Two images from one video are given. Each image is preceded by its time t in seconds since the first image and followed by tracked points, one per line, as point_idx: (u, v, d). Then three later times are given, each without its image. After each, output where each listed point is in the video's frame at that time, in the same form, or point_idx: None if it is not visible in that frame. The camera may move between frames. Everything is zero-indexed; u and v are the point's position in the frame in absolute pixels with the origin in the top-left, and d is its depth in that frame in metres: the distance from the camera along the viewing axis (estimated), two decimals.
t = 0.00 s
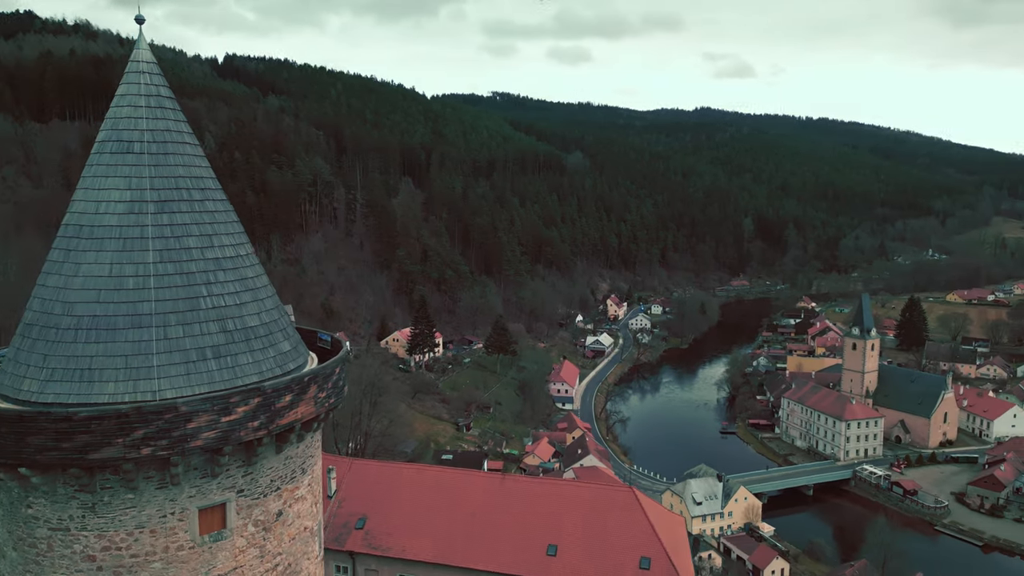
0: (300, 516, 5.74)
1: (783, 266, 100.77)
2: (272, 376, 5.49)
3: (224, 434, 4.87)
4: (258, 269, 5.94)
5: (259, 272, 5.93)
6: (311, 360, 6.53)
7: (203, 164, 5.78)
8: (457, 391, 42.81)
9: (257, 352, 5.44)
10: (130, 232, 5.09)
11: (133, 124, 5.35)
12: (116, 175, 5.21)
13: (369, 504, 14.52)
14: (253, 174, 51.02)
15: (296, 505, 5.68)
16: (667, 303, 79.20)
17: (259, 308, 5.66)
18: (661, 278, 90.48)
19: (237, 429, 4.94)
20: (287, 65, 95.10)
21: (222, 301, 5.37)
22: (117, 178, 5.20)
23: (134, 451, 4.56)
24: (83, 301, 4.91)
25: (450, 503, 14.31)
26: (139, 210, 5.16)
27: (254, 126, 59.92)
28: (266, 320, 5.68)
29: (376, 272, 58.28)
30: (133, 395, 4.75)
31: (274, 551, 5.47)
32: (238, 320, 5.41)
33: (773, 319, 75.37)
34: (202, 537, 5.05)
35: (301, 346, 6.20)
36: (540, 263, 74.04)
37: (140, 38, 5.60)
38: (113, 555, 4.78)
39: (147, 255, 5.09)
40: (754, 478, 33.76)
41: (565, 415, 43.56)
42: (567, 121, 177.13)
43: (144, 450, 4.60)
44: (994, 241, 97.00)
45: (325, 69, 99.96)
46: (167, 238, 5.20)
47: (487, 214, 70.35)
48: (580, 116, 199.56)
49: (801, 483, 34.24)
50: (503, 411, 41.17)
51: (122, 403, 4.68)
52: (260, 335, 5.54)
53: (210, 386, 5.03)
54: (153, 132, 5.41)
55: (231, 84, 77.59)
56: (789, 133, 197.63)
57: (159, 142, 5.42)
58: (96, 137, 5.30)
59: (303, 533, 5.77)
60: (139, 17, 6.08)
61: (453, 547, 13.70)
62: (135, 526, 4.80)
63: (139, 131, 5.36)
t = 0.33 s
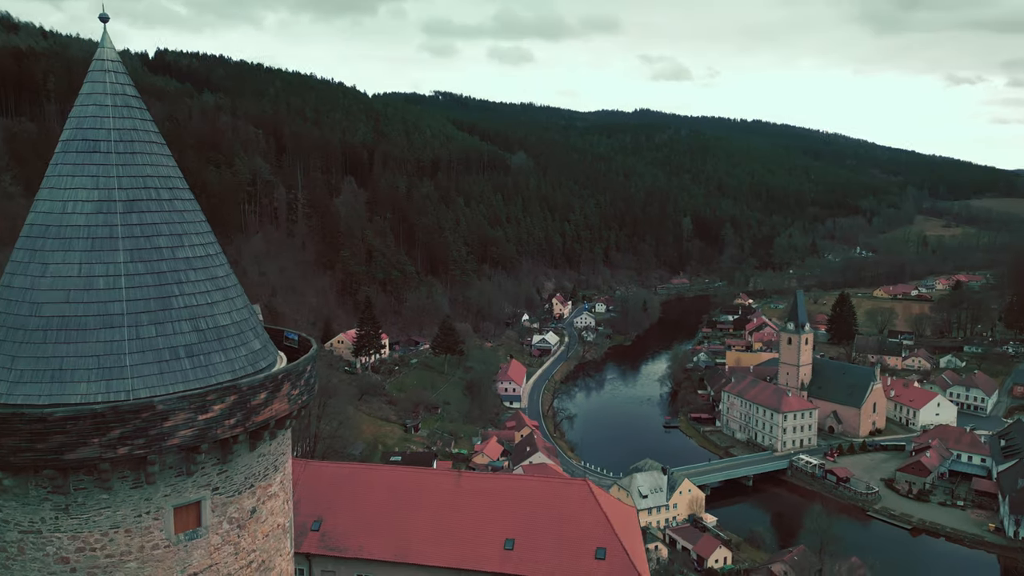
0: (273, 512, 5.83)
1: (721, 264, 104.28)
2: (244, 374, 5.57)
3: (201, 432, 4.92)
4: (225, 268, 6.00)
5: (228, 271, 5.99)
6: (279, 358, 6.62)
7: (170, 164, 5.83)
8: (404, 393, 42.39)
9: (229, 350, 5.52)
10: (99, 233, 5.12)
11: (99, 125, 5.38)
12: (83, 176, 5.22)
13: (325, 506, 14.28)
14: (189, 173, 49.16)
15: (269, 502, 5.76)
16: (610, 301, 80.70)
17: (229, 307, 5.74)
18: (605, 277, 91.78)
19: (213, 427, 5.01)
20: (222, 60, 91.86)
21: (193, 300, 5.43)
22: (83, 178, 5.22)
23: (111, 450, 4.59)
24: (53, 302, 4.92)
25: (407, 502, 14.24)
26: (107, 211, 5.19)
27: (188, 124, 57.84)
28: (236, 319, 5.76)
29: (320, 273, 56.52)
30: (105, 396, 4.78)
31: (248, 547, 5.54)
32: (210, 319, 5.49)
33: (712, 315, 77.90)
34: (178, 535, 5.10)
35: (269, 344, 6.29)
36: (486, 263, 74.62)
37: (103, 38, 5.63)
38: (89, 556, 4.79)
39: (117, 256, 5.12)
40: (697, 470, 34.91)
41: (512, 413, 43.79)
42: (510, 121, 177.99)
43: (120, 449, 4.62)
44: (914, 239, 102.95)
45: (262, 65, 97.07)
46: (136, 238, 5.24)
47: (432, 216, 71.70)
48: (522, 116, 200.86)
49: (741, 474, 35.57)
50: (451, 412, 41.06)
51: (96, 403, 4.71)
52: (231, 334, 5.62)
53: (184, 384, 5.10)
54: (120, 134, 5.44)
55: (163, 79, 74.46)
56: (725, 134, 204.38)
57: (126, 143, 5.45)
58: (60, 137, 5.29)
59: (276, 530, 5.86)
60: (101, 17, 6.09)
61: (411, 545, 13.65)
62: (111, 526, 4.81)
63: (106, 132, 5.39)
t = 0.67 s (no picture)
0: (249, 509, 5.75)
1: (666, 262, 106.82)
2: (221, 373, 5.49)
3: (181, 430, 4.85)
4: (199, 268, 5.90)
5: (201, 271, 5.89)
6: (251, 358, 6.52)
7: (142, 164, 5.69)
8: (354, 395, 41.73)
9: (205, 350, 5.43)
10: (73, 233, 4.97)
11: (70, 124, 5.22)
12: (55, 176, 5.06)
13: (283, 508, 14.08)
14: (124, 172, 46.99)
15: (245, 500, 5.68)
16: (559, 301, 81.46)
17: (203, 307, 5.64)
18: (553, 276, 92.28)
19: (194, 425, 4.93)
20: (156, 55, 88.22)
21: (169, 300, 5.33)
22: (55, 178, 5.06)
23: (92, 450, 4.49)
24: (24, 302, 4.73)
25: (368, 502, 14.19)
26: (81, 211, 5.05)
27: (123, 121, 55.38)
28: (211, 318, 5.68)
29: (265, 275, 54.41)
30: (84, 396, 4.65)
31: (226, 544, 5.45)
32: (185, 318, 5.39)
33: (658, 313, 79.78)
34: (157, 533, 5.00)
35: (242, 344, 6.19)
36: (435, 263, 74.77)
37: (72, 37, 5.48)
38: (67, 557, 4.65)
39: (92, 256, 4.99)
40: (645, 465, 35.75)
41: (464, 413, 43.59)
42: (457, 121, 177.65)
43: (101, 448, 4.51)
44: (847, 238, 107.90)
45: (200, 61, 93.78)
46: (111, 238, 5.11)
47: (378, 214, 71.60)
48: (469, 116, 200.90)
49: (688, 468, 36.59)
50: (402, 413, 40.69)
51: (75, 403, 4.59)
52: (206, 333, 5.53)
53: (162, 383, 5.01)
54: (92, 134, 5.30)
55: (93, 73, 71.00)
56: (667, 136, 209.67)
57: (97, 143, 5.32)
58: (29, 136, 5.12)
59: (252, 527, 5.77)
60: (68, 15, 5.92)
61: (373, 544, 13.64)
62: (90, 526, 4.69)
63: (77, 132, 5.24)
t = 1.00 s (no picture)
0: (228, 505, 5.64)
1: (616, 261, 108.68)
2: (200, 372, 5.40)
3: (164, 427, 4.80)
4: (173, 268, 5.78)
5: (176, 271, 5.77)
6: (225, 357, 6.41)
7: (115, 163, 5.55)
8: (305, 399, 40.89)
9: (183, 349, 5.34)
10: (49, 232, 4.83)
11: (42, 124, 5.06)
12: (27, 175, 4.89)
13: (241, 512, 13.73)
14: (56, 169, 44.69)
15: (224, 496, 5.58)
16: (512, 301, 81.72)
17: (181, 305, 5.54)
18: (506, 276, 92.41)
19: (177, 422, 4.88)
20: (89, 50, 84.27)
21: (147, 298, 5.22)
22: (29, 178, 4.89)
23: (76, 448, 4.41)
24: None
25: (329, 504, 14.02)
26: (57, 210, 4.91)
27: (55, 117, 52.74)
28: (188, 316, 5.58)
29: (211, 276, 52.77)
30: (64, 396, 4.55)
31: (206, 541, 5.34)
32: (164, 317, 5.29)
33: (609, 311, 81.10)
34: (138, 530, 4.90)
35: (217, 342, 6.09)
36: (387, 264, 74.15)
37: (44, 34, 5.31)
38: (48, 556, 4.54)
39: (69, 256, 4.86)
40: (599, 462, 36.34)
41: (418, 414, 43.27)
42: (407, 121, 176.16)
43: (85, 446, 4.44)
44: (789, 237, 112.08)
45: (137, 57, 90.08)
46: (87, 237, 4.98)
47: (328, 215, 70.63)
48: (418, 116, 199.60)
49: (640, 463, 37.39)
50: (355, 416, 40.11)
51: (56, 402, 4.49)
52: (184, 332, 5.43)
53: (142, 383, 4.91)
54: (66, 133, 5.15)
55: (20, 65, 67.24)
56: (616, 137, 213.25)
57: (72, 141, 5.17)
58: None
59: (230, 523, 5.66)
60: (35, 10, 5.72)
61: (336, 545, 13.52)
62: (71, 525, 4.58)
63: (51, 131, 5.08)
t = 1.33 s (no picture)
0: (211, 501, 5.53)
1: (571, 261, 109.83)
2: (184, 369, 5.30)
3: (151, 424, 4.71)
4: (153, 268, 5.66)
5: (156, 271, 5.66)
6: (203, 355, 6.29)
7: (94, 164, 5.42)
8: (259, 402, 39.95)
9: (166, 346, 5.24)
10: (30, 231, 4.70)
11: (22, 122, 4.89)
12: (6, 174, 4.73)
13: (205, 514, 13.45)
14: None
15: (208, 492, 5.47)
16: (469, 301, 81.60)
17: (162, 304, 5.43)
18: (462, 276, 92.39)
19: (163, 419, 4.80)
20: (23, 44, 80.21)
21: (130, 297, 5.11)
22: (8, 176, 4.73)
23: (65, 445, 4.33)
24: None
25: (296, 504, 13.85)
26: (38, 210, 4.78)
27: None
28: (170, 315, 5.49)
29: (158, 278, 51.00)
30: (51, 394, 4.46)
31: (190, 536, 5.22)
32: (146, 315, 5.18)
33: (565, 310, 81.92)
34: (124, 526, 4.79)
35: (197, 340, 5.98)
36: (341, 264, 73.14)
37: (21, 32, 5.14)
38: (35, 553, 4.43)
39: (52, 255, 4.75)
40: (558, 459, 36.72)
41: (375, 416, 42.87)
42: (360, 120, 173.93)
43: (74, 443, 4.36)
44: (738, 236, 115.38)
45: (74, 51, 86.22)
46: (70, 237, 4.87)
47: (281, 216, 69.37)
48: (371, 115, 197.30)
49: (597, 459, 37.96)
50: (311, 419, 39.43)
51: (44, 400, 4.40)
52: (166, 330, 5.32)
53: (127, 380, 4.82)
54: (45, 133, 4.99)
55: None
56: (570, 138, 215.43)
57: (52, 142, 5.01)
58: None
59: (214, 519, 5.55)
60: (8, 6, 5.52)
61: (304, 544, 13.39)
62: (58, 521, 4.47)
63: (30, 131, 4.92)
